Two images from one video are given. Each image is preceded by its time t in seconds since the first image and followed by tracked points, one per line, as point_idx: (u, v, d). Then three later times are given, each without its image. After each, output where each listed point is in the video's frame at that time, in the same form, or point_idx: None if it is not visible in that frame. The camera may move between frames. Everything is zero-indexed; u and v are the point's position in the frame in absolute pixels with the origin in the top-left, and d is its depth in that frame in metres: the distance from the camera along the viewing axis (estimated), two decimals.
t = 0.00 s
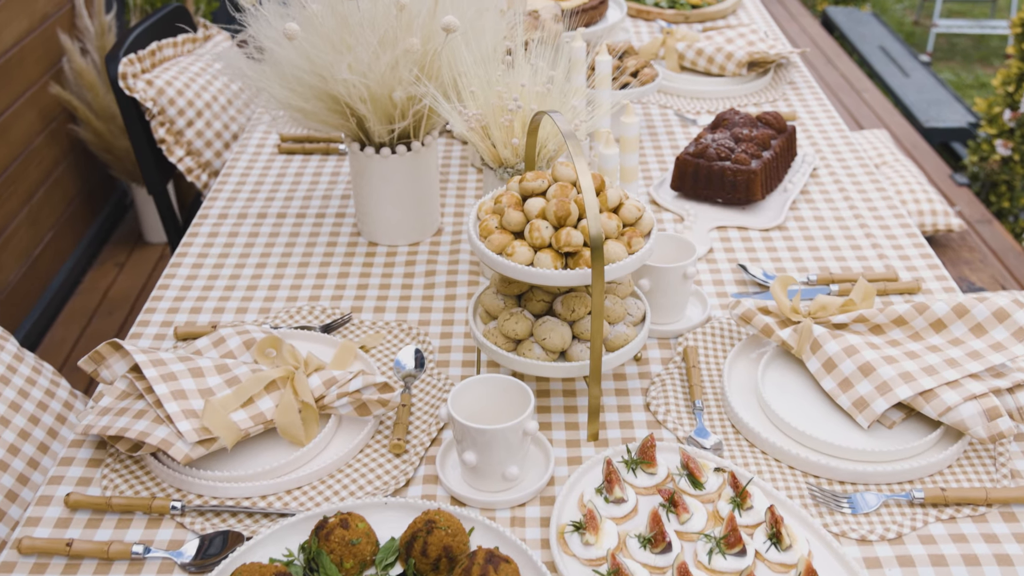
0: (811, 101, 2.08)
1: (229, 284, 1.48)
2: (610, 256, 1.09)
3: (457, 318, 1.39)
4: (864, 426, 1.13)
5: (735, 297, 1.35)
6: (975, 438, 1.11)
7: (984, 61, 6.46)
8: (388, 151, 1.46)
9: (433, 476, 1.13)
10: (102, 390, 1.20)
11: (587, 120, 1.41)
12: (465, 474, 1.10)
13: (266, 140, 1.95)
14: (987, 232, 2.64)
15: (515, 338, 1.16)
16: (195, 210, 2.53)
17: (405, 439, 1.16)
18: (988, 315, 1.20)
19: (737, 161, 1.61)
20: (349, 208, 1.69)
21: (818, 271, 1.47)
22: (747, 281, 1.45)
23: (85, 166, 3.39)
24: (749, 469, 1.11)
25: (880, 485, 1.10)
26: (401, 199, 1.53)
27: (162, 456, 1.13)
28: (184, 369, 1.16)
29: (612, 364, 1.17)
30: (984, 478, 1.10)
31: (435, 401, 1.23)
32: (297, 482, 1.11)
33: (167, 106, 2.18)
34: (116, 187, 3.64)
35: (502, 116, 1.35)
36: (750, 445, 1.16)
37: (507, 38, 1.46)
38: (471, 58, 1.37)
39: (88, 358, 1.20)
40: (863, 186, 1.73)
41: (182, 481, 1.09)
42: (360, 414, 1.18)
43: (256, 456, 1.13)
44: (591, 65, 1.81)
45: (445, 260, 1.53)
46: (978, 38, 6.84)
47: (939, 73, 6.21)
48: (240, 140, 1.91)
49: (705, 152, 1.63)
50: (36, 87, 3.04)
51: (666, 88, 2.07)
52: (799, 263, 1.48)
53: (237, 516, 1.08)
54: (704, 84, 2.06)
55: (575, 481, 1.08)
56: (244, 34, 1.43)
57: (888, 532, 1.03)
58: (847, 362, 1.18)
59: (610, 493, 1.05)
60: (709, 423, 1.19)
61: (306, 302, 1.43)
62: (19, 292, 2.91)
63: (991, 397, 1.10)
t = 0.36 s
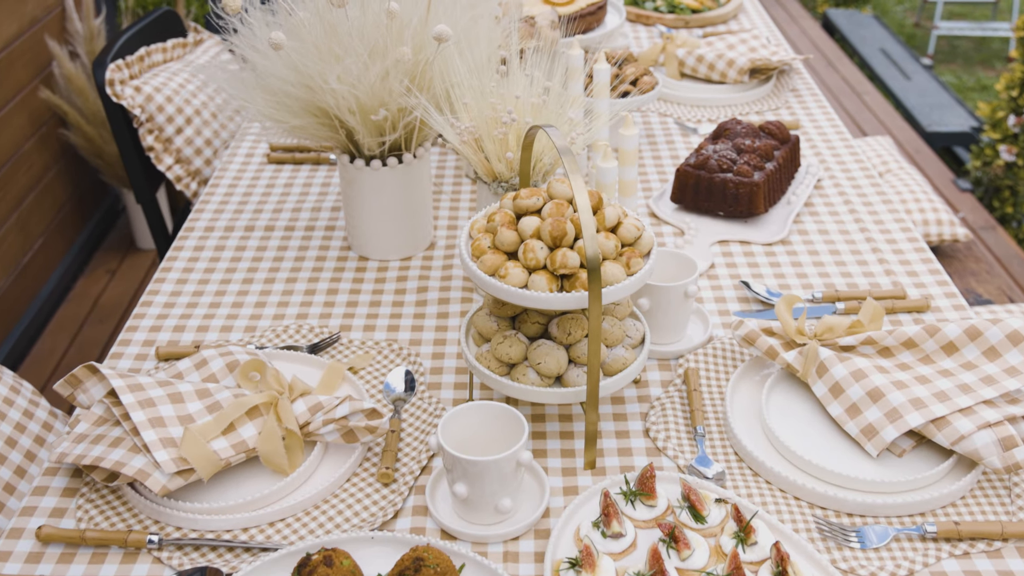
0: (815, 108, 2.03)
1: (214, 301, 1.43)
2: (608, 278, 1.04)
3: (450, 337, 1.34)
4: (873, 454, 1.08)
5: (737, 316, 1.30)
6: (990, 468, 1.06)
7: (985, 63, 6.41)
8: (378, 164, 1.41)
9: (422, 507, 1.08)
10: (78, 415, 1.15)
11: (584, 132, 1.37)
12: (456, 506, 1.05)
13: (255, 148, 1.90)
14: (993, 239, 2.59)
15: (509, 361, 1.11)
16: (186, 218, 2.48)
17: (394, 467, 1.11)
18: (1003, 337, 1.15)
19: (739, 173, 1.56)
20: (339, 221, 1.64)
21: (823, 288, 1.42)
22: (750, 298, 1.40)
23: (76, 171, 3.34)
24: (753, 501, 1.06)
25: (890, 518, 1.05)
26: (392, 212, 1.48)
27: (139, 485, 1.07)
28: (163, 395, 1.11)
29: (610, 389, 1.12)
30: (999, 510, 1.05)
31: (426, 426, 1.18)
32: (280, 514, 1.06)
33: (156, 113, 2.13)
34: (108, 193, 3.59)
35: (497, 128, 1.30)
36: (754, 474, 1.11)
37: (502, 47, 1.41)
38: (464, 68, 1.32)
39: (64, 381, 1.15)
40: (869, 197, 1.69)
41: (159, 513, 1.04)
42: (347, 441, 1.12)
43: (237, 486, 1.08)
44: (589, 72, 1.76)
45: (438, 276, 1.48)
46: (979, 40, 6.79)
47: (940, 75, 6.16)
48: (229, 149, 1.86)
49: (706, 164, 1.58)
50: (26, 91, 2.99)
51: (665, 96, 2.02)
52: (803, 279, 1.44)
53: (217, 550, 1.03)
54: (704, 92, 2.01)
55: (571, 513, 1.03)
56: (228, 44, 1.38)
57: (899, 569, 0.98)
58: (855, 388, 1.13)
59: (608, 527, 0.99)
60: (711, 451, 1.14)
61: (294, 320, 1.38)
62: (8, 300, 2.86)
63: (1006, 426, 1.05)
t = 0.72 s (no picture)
0: (819, 115, 1.98)
1: (201, 316, 1.38)
2: (607, 298, 1.00)
3: (443, 355, 1.30)
4: (883, 481, 1.03)
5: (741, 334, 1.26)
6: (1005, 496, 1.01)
7: (987, 65, 6.36)
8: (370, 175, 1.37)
9: (413, 536, 1.04)
10: (56, 438, 1.10)
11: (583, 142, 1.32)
12: (448, 536, 1.00)
13: (246, 156, 1.86)
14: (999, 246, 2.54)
15: (504, 384, 1.07)
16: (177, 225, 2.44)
17: (384, 494, 1.06)
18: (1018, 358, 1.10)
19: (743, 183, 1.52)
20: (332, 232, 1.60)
21: (829, 303, 1.38)
22: (754, 314, 1.36)
23: (69, 176, 3.30)
24: (759, 531, 1.01)
25: (902, 548, 1.01)
26: (385, 224, 1.43)
27: (117, 513, 1.03)
28: (144, 418, 1.07)
29: (609, 413, 1.08)
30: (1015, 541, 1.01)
31: (418, 449, 1.13)
32: (264, 543, 1.01)
33: (146, 119, 2.08)
34: (101, 197, 3.54)
35: (492, 139, 1.25)
36: (759, 501, 1.06)
37: (498, 54, 1.37)
38: (459, 76, 1.28)
39: (41, 403, 1.10)
40: (875, 207, 1.64)
41: (138, 543, 1.00)
42: (336, 466, 1.08)
43: (221, 513, 1.04)
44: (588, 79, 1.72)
45: (432, 289, 1.44)
46: (982, 42, 6.74)
47: (943, 77, 6.11)
48: (218, 156, 1.82)
49: (708, 173, 1.54)
50: (16, 95, 2.94)
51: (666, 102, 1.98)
52: (808, 294, 1.39)
53: None
54: (706, 98, 1.97)
55: (567, 544, 0.99)
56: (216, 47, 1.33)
57: None
58: (864, 411, 1.09)
59: (607, 559, 0.94)
60: (715, 476, 1.09)
61: (283, 336, 1.34)
62: None
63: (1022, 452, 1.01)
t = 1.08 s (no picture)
0: (827, 121, 1.95)
1: (192, 330, 1.35)
2: (612, 317, 0.96)
3: (442, 371, 1.26)
4: (898, 506, 0.99)
5: (750, 351, 1.22)
6: None
7: (991, 67, 6.31)
8: (367, 185, 1.33)
9: (410, 564, 1.00)
10: (40, 460, 1.06)
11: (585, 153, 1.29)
12: (446, 565, 0.96)
13: (242, 163, 1.82)
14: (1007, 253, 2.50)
15: (504, 405, 1.03)
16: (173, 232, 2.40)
17: (380, 519, 1.02)
18: None
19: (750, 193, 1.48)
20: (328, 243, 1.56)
21: (839, 317, 1.34)
22: (761, 328, 1.32)
23: (64, 180, 3.26)
24: (768, 559, 0.97)
25: None
26: (383, 236, 1.39)
27: (102, 540, 0.99)
28: (130, 440, 1.03)
29: (614, 435, 1.04)
30: None
31: (415, 472, 1.09)
32: (254, 572, 0.97)
33: (140, 124, 2.04)
34: (97, 201, 3.50)
35: (492, 149, 1.22)
36: (769, 527, 1.02)
37: (498, 60, 1.34)
38: (458, 83, 1.25)
39: (25, 423, 1.07)
40: (885, 217, 1.60)
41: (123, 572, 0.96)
42: (330, 490, 1.04)
43: (210, 540, 1.00)
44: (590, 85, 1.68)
45: (430, 302, 1.40)
46: (985, 44, 6.69)
47: (946, 79, 6.06)
48: (213, 163, 1.78)
49: (714, 183, 1.50)
50: (11, 99, 2.90)
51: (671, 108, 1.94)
52: (817, 308, 1.36)
53: None
54: (711, 104, 1.93)
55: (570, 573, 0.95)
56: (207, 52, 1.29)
57: None
58: (878, 432, 1.05)
59: None
60: (723, 499, 1.06)
61: (277, 351, 1.30)
62: None
63: None
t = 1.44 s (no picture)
0: (836, 125, 1.91)
1: (188, 341, 1.31)
2: (622, 333, 0.92)
3: (444, 384, 1.22)
4: (918, 528, 0.96)
5: (762, 365, 1.19)
6: None
7: (996, 68, 6.27)
8: (368, 192, 1.29)
9: None
10: (29, 479, 1.02)
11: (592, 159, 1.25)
12: None
13: (240, 168, 1.79)
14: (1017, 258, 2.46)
15: (510, 423, 1.00)
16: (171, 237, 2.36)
17: (380, 540, 0.99)
18: None
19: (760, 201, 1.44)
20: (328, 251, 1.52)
21: (853, 328, 1.30)
22: (773, 340, 1.28)
23: (62, 183, 3.23)
24: None
25: None
26: (384, 244, 1.36)
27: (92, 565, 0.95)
28: (122, 459, 0.99)
29: (624, 454, 1.00)
30: None
31: (417, 490, 1.06)
32: None
33: (137, 128, 2.01)
34: (96, 203, 3.47)
35: (497, 157, 1.18)
36: (784, 550, 0.99)
37: (502, 65, 1.30)
38: (461, 89, 1.21)
39: (13, 441, 1.03)
40: (897, 224, 1.57)
41: None
42: (329, 510, 1.00)
43: (204, 563, 0.96)
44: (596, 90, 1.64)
45: (432, 312, 1.37)
46: (989, 46, 6.65)
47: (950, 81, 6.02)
48: (211, 168, 1.75)
49: (723, 190, 1.47)
50: (7, 101, 2.87)
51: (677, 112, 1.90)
52: (830, 319, 1.32)
53: None
54: (718, 108, 1.89)
55: None
56: (203, 57, 1.25)
57: None
58: (896, 451, 1.01)
59: None
60: (735, 520, 1.02)
61: (275, 364, 1.26)
62: None
63: None
